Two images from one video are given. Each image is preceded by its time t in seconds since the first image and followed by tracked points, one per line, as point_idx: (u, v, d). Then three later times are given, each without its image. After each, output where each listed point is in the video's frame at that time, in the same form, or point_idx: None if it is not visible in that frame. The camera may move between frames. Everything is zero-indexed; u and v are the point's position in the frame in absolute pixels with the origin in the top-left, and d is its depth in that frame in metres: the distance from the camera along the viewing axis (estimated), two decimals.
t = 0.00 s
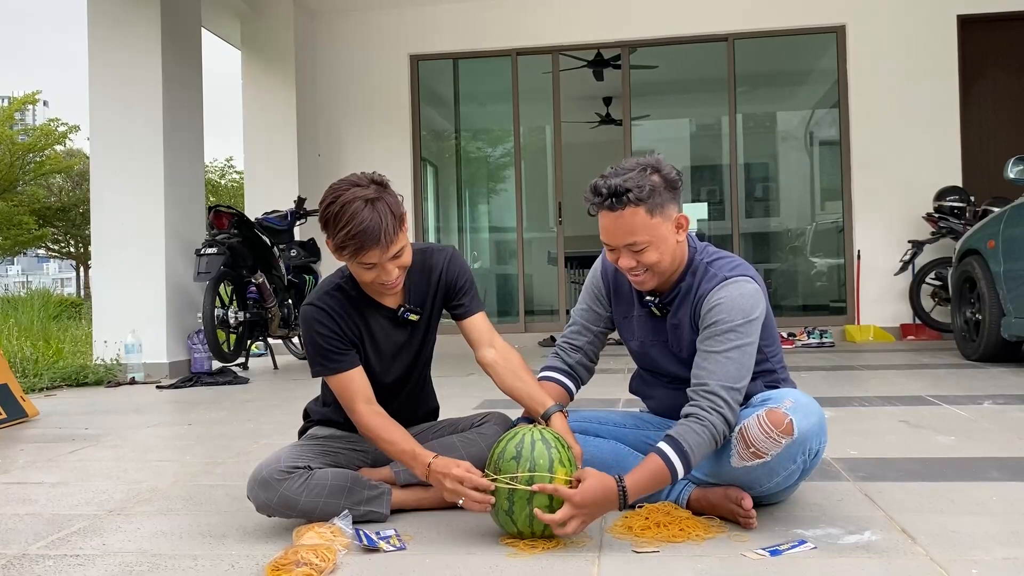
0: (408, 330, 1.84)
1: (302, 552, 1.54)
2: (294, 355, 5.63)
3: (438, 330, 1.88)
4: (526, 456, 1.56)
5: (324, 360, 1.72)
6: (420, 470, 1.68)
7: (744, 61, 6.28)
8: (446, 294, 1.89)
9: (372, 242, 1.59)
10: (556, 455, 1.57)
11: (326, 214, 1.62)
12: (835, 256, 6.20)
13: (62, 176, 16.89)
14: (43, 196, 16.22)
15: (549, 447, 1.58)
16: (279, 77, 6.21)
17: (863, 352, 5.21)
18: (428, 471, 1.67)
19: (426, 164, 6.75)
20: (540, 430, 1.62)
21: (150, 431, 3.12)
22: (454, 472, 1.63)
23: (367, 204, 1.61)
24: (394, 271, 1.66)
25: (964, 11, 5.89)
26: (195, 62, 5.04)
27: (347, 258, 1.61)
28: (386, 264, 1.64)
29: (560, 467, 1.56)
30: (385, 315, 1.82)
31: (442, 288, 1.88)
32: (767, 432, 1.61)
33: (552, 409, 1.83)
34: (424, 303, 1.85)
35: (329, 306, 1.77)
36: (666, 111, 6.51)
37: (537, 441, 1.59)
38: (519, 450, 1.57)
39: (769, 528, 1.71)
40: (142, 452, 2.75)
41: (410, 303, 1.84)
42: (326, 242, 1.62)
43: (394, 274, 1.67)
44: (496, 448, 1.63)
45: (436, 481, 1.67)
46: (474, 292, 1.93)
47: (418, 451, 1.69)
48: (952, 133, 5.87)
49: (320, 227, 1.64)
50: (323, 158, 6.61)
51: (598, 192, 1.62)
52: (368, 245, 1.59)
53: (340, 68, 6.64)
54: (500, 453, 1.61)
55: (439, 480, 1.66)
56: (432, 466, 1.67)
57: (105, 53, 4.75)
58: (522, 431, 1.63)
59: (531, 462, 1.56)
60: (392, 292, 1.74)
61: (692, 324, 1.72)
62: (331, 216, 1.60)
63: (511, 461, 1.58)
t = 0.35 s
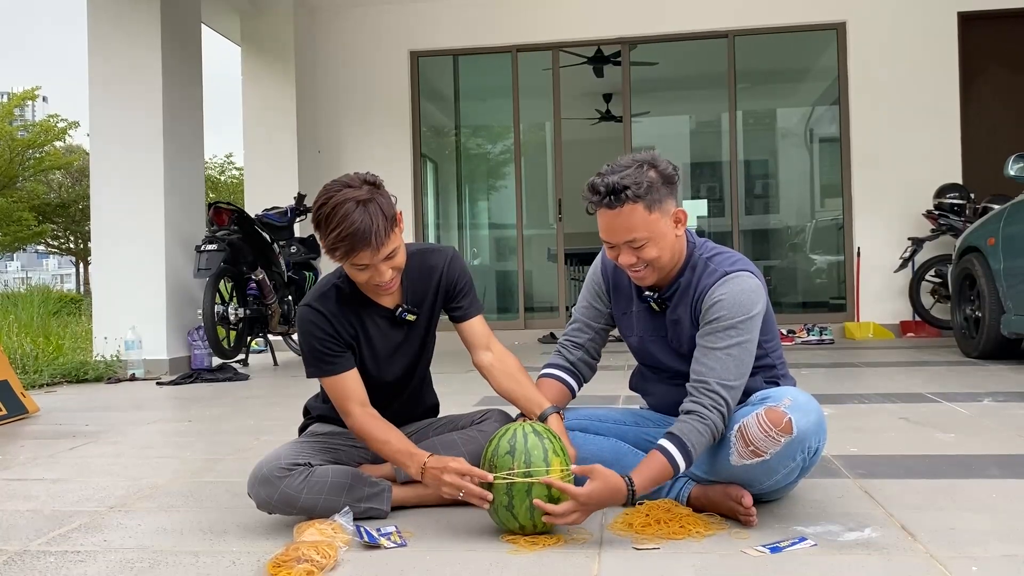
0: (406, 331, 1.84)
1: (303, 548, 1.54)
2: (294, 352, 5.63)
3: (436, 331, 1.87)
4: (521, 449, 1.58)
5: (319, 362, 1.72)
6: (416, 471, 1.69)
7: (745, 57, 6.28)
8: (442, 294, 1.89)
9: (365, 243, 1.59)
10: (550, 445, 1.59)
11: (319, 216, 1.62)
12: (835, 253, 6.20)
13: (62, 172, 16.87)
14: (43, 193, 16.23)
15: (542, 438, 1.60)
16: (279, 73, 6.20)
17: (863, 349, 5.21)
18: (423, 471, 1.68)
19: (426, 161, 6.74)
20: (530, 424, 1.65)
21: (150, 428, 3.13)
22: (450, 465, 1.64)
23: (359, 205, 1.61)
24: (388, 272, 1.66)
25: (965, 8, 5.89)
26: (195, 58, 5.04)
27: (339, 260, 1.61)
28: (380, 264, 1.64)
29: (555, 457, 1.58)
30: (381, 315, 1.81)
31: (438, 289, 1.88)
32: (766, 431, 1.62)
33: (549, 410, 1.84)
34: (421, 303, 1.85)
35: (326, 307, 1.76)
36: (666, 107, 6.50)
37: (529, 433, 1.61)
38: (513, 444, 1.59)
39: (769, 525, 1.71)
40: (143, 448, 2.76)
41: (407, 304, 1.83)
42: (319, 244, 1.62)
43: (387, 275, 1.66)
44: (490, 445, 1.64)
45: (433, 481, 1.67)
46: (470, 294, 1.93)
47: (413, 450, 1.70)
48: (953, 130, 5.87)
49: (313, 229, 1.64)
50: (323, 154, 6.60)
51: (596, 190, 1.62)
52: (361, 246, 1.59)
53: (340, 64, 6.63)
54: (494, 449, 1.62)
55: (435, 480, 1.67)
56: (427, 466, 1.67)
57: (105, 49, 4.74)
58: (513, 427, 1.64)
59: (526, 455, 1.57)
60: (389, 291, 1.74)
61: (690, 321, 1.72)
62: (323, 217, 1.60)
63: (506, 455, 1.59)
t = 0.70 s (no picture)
0: (405, 330, 1.84)
1: (305, 546, 1.55)
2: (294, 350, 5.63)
3: (437, 331, 1.87)
4: (523, 451, 1.57)
5: (317, 360, 1.72)
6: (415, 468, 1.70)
7: (746, 55, 6.27)
8: (441, 294, 1.89)
9: (361, 238, 1.58)
10: (552, 447, 1.59)
11: (316, 212, 1.63)
12: (835, 252, 6.20)
13: (62, 169, 16.86)
14: (43, 189, 16.24)
15: (544, 440, 1.59)
16: (279, 71, 6.20)
17: (863, 348, 5.21)
18: (422, 469, 1.69)
19: (426, 158, 6.74)
20: (533, 425, 1.64)
21: (151, 426, 3.13)
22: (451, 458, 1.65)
23: (356, 200, 1.61)
24: (386, 270, 1.65)
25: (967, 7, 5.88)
26: (195, 55, 5.03)
27: (337, 256, 1.61)
28: (376, 261, 1.63)
29: (556, 459, 1.58)
30: (380, 315, 1.81)
31: (438, 289, 1.88)
32: (770, 426, 1.62)
33: (550, 402, 1.84)
34: (420, 303, 1.85)
35: (324, 307, 1.76)
36: (667, 105, 6.50)
37: (531, 435, 1.60)
38: (515, 446, 1.58)
39: (771, 524, 1.72)
40: (144, 446, 2.76)
41: (407, 303, 1.83)
42: (317, 241, 1.63)
43: (386, 273, 1.66)
44: (494, 442, 1.64)
45: (433, 479, 1.68)
46: (469, 294, 1.93)
47: (410, 447, 1.71)
48: (953, 129, 5.87)
49: (311, 227, 1.65)
50: (323, 152, 6.60)
51: (609, 180, 1.63)
52: (357, 241, 1.59)
53: (341, 62, 6.63)
54: (497, 447, 1.61)
55: (434, 478, 1.68)
56: (426, 465, 1.68)
57: (105, 47, 4.74)
58: (515, 427, 1.63)
59: (527, 457, 1.57)
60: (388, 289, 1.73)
61: (705, 299, 1.74)
62: (320, 213, 1.61)
63: (507, 457, 1.58)
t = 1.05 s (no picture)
0: (415, 330, 1.84)
1: (304, 544, 1.55)
2: (295, 348, 5.63)
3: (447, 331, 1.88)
4: (552, 457, 1.56)
5: (330, 358, 1.72)
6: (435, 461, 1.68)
7: (747, 55, 6.27)
8: (453, 295, 1.90)
9: (379, 231, 1.58)
10: (580, 461, 1.58)
11: (334, 207, 1.64)
12: (836, 251, 6.19)
13: (62, 167, 16.86)
14: (44, 188, 16.24)
15: (574, 451, 1.58)
16: (279, 69, 6.19)
17: (863, 348, 5.21)
18: (442, 461, 1.67)
19: (426, 157, 6.74)
20: (567, 432, 1.62)
21: (151, 424, 3.13)
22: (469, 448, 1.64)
23: (373, 195, 1.62)
24: (402, 266, 1.65)
25: (969, 6, 5.87)
26: (195, 54, 5.03)
27: (355, 251, 1.61)
28: (393, 256, 1.62)
29: (580, 474, 1.58)
30: (392, 315, 1.81)
31: (449, 290, 1.88)
32: (775, 423, 1.61)
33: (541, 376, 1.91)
34: (432, 303, 1.85)
35: (336, 304, 1.76)
36: (668, 104, 6.49)
37: (564, 444, 1.58)
38: (546, 449, 1.57)
39: (770, 523, 1.72)
40: (144, 444, 2.76)
41: (418, 303, 1.84)
42: (334, 237, 1.63)
43: (402, 270, 1.65)
44: (518, 441, 1.62)
45: (453, 472, 1.66)
46: (479, 297, 1.95)
47: (432, 439, 1.70)
48: (954, 128, 5.86)
49: (327, 222, 1.65)
50: (323, 151, 6.59)
51: (627, 166, 1.68)
52: (375, 234, 1.58)
53: (341, 61, 6.62)
54: (523, 448, 1.59)
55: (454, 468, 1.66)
56: (446, 456, 1.67)
57: (106, 45, 4.73)
58: (547, 429, 1.62)
59: (556, 465, 1.56)
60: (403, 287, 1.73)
61: (723, 288, 1.78)
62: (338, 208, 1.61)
63: (534, 459, 1.57)
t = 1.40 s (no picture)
0: (422, 332, 1.84)
1: (306, 545, 1.55)
2: (296, 348, 5.63)
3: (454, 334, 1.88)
4: (542, 452, 1.57)
5: (335, 357, 1.73)
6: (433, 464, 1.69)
7: (749, 55, 6.26)
8: (461, 298, 1.90)
9: (399, 233, 1.59)
10: (571, 452, 1.59)
11: (354, 207, 1.64)
12: (838, 251, 6.19)
13: (63, 167, 16.86)
14: (46, 188, 16.26)
15: (564, 444, 1.60)
16: (281, 70, 6.20)
17: (864, 348, 5.20)
18: (439, 465, 1.67)
19: (428, 158, 6.74)
20: (556, 427, 1.64)
21: (153, 424, 3.13)
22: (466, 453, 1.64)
23: (395, 196, 1.63)
24: (418, 269, 1.65)
25: (971, 7, 5.86)
26: (197, 54, 5.03)
27: (373, 252, 1.62)
28: (411, 258, 1.63)
29: (572, 466, 1.59)
30: (400, 316, 1.81)
31: (458, 292, 1.88)
32: (776, 424, 1.61)
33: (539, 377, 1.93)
34: (440, 306, 1.85)
35: (345, 303, 1.76)
36: (669, 104, 6.49)
37: (553, 437, 1.60)
38: (535, 445, 1.58)
39: (772, 525, 1.72)
40: (146, 444, 2.76)
41: (427, 305, 1.84)
42: (353, 236, 1.63)
43: (417, 273, 1.65)
44: (510, 441, 1.63)
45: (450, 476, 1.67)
46: (485, 301, 1.95)
47: (432, 444, 1.70)
48: (956, 129, 5.86)
49: (346, 221, 1.66)
50: (324, 151, 6.59)
51: (654, 159, 1.69)
52: (395, 236, 1.59)
53: (343, 61, 6.62)
54: (513, 446, 1.61)
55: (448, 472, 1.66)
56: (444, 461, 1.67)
57: (108, 46, 4.74)
58: (536, 427, 1.63)
59: (546, 458, 1.57)
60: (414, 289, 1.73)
61: (731, 296, 1.77)
62: (359, 207, 1.62)
63: (525, 455, 1.58)
